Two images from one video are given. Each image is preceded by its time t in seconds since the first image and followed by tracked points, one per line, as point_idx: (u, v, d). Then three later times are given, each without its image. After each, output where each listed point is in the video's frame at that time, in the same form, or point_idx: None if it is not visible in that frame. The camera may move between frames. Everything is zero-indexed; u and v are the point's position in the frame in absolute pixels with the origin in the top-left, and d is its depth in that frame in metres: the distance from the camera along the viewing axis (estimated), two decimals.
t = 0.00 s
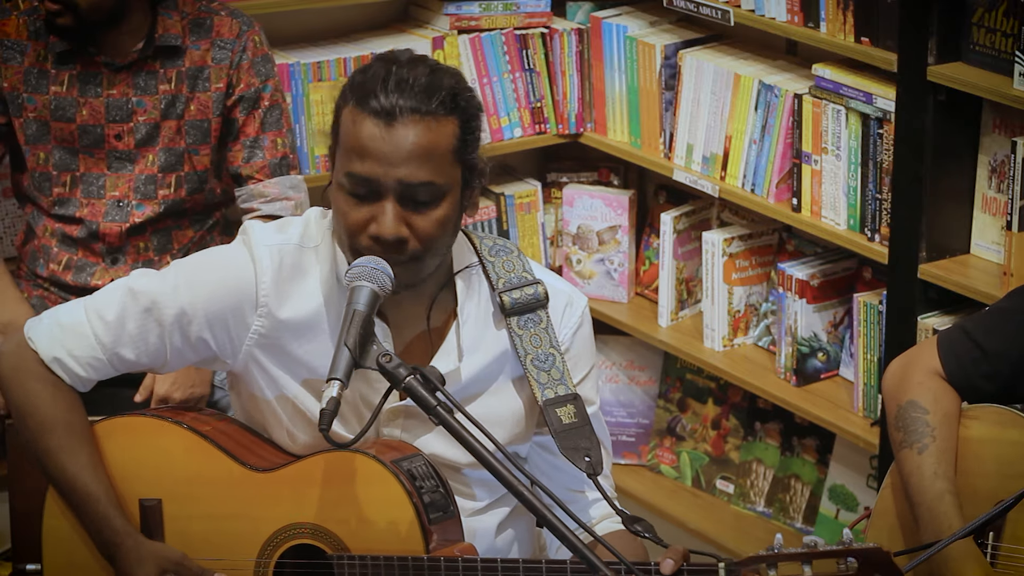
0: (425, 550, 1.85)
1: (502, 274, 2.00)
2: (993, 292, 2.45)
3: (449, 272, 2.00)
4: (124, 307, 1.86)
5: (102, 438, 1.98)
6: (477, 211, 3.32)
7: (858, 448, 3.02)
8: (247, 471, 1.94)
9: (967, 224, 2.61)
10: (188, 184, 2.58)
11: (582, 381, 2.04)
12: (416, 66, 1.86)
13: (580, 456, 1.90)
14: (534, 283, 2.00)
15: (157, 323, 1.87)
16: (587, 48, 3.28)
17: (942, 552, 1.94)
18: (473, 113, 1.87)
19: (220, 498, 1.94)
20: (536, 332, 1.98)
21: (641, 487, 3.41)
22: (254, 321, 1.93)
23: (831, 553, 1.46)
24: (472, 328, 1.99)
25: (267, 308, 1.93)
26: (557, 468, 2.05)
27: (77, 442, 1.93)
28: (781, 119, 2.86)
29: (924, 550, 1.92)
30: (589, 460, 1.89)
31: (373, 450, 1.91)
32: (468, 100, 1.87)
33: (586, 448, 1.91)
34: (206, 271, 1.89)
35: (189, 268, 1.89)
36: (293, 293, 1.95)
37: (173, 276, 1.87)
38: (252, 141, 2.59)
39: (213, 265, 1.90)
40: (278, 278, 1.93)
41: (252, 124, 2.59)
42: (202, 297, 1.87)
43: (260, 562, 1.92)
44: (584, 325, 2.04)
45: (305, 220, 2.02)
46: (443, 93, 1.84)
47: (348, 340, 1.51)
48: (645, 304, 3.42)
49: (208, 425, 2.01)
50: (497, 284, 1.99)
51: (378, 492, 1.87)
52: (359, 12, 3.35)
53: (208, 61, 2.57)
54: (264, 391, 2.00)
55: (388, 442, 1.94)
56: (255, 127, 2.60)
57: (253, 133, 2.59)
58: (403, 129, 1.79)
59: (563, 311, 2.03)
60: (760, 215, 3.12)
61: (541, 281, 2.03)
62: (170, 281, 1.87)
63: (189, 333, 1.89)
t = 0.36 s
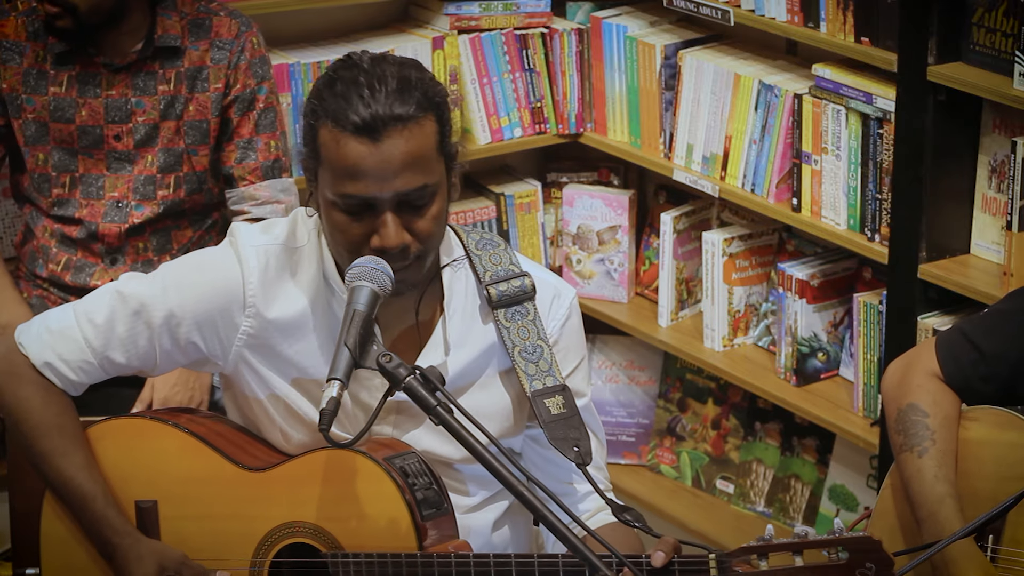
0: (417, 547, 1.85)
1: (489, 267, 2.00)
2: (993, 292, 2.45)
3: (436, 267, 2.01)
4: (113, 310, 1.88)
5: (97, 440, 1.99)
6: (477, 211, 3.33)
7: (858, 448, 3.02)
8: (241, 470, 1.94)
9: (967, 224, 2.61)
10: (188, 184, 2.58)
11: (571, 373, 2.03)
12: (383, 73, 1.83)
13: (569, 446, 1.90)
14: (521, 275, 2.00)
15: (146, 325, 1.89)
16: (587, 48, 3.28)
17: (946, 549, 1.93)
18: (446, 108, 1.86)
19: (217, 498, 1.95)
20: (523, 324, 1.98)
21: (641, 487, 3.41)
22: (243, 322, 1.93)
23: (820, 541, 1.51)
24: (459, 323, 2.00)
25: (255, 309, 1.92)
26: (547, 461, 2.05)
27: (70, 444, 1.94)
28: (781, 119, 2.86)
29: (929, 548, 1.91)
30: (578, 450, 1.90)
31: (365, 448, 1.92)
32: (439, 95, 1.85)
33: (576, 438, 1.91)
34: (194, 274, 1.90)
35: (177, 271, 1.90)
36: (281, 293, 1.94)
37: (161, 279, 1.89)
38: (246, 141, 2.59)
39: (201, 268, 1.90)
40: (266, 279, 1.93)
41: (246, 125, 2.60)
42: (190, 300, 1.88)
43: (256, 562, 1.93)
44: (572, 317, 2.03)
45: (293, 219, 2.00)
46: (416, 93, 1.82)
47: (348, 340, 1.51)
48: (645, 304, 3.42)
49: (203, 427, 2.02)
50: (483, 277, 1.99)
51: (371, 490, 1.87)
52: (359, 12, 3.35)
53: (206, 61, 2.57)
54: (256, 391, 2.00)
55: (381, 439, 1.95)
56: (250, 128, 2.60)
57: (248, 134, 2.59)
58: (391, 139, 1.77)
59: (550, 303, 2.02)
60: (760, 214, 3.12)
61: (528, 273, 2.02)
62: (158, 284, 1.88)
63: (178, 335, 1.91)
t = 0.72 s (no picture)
0: (415, 548, 1.85)
1: (483, 267, 2.00)
2: (994, 292, 2.45)
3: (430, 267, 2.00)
4: (109, 313, 1.89)
5: (95, 441, 1.99)
6: (477, 211, 3.33)
7: (858, 448, 3.02)
8: (240, 472, 1.94)
9: (967, 224, 2.61)
10: (188, 182, 2.59)
11: (567, 372, 2.03)
12: (369, 73, 1.84)
13: (565, 445, 1.89)
14: (515, 275, 2.00)
15: (141, 328, 1.90)
16: (587, 48, 3.28)
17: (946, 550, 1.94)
18: (433, 105, 1.86)
19: (215, 500, 1.95)
20: (518, 323, 1.98)
21: (641, 487, 3.41)
22: (238, 323, 1.94)
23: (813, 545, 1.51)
24: (453, 323, 2.00)
25: (250, 310, 1.93)
26: (545, 460, 2.04)
27: (68, 447, 1.94)
28: (781, 119, 2.86)
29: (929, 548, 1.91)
30: (574, 449, 1.88)
31: (361, 448, 1.92)
32: (425, 92, 1.86)
33: (571, 437, 1.90)
34: (189, 276, 1.91)
35: (171, 274, 1.91)
36: (276, 294, 1.95)
37: (156, 282, 1.90)
38: (249, 138, 2.59)
39: (196, 270, 1.91)
40: (260, 281, 1.94)
41: (249, 122, 2.59)
42: (184, 302, 1.89)
43: (253, 563, 1.93)
44: (567, 317, 2.04)
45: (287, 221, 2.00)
46: (402, 90, 1.82)
47: (348, 340, 1.51)
48: (645, 304, 3.42)
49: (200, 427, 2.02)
50: (478, 276, 1.99)
51: (369, 491, 1.87)
52: (359, 12, 3.35)
53: (203, 59, 2.57)
54: (252, 393, 2.01)
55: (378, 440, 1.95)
56: (252, 125, 2.59)
57: (251, 130, 2.59)
58: (381, 135, 1.77)
59: (545, 303, 2.02)
60: (760, 215, 3.12)
61: (522, 273, 2.02)
62: (153, 286, 1.89)
63: (174, 337, 1.92)
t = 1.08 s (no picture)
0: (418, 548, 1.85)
1: (491, 269, 2.00)
2: (994, 292, 2.45)
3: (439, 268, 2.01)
4: (116, 309, 1.88)
5: (99, 437, 1.99)
6: (477, 211, 3.33)
7: (858, 448, 3.02)
8: (243, 469, 1.94)
9: (967, 224, 2.61)
10: (187, 186, 2.57)
11: (573, 375, 2.03)
12: (382, 78, 1.83)
13: (571, 448, 1.90)
14: (523, 277, 2.00)
15: (148, 324, 1.88)
16: (587, 48, 3.28)
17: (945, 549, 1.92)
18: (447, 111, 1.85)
19: (217, 499, 1.95)
20: (525, 326, 1.97)
21: (640, 487, 3.41)
22: (245, 322, 1.93)
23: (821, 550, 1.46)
24: (461, 324, 2.00)
25: (257, 308, 1.92)
26: (549, 463, 2.04)
27: (73, 441, 1.93)
28: (781, 119, 2.86)
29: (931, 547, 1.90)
30: (580, 452, 1.90)
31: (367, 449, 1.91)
32: (439, 97, 1.85)
33: (577, 440, 1.91)
34: (197, 273, 1.90)
35: (179, 271, 1.90)
36: (283, 292, 1.94)
37: (163, 279, 1.89)
38: (238, 140, 2.59)
39: (203, 267, 1.90)
40: (267, 279, 1.92)
41: (239, 124, 2.59)
42: (192, 299, 1.88)
43: (256, 561, 1.93)
44: (574, 319, 2.03)
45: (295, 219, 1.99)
46: (416, 97, 1.82)
47: (348, 340, 1.51)
48: (645, 304, 3.42)
49: (204, 425, 2.02)
50: (486, 279, 1.98)
51: (371, 489, 1.87)
52: (358, 12, 3.35)
53: (200, 61, 2.56)
54: (257, 391, 2.00)
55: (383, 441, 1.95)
56: (242, 126, 2.59)
57: (240, 133, 2.59)
58: (394, 144, 1.77)
59: (552, 305, 2.02)
60: (760, 215, 3.12)
61: (530, 275, 2.02)
62: (161, 283, 1.88)
63: (180, 334, 1.90)
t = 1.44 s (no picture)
0: (425, 552, 1.85)
1: (507, 274, 2.01)
2: (993, 292, 2.45)
3: (453, 271, 2.01)
4: (129, 302, 1.86)
5: (109, 431, 1.99)
6: (478, 211, 3.32)
7: (858, 448, 3.02)
8: (251, 469, 1.94)
9: (967, 224, 2.61)
10: (186, 193, 2.58)
11: (585, 383, 2.03)
12: (399, 66, 1.85)
13: (583, 458, 1.90)
14: (538, 284, 2.00)
15: (162, 318, 1.87)
16: (587, 48, 3.28)
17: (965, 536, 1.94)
18: (459, 107, 1.86)
19: (219, 499, 1.94)
20: (540, 332, 1.97)
21: (641, 487, 3.41)
22: (259, 318, 1.93)
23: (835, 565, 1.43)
24: (476, 328, 1.99)
25: (272, 305, 1.92)
26: (559, 470, 2.02)
27: (80, 435, 1.93)
28: (781, 119, 2.86)
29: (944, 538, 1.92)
30: (591, 462, 1.90)
31: (376, 452, 1.92)
32: (453, 95, 1.86)
33: (589, 450, 1.91)
34: (212, 268, 1.89)
35: (194, 266, 1.89)
36: (298, 290, 1.94)
37: (178, 274, 1.88)
38: (227, 143, 2.60)
39: (220, 263, 1.90)
40: (284, 277, 1.93)
41: (229, 127, 2.60)
42: (207, 294, 1.87)
43: (262, 561, 1.92)
44: (588, 327, 2.03)
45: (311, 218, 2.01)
46: (426, 90, 1.83)
47: (348, 340, 1.51)
48: (646, 304, 3.42)
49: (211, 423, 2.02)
50: (502, 284, 1.99)
51: (380, 492, 1.87)
52: (358, 12, 3.35)
53: (193, 69, 2.56)
54: (268, 389, 2.00)
55: (392, 444, 1.96)
56: (232, 130, 2.61)
57: (230, 136, 2.60)
58: (390, 129, 1.77)
59: (567, 313, 2.02)
60: (760, 215, 3.12)
61: (545, 282, 2.03)
62: (175, 277, 1.87)
63: (194, 330, 1.89)
